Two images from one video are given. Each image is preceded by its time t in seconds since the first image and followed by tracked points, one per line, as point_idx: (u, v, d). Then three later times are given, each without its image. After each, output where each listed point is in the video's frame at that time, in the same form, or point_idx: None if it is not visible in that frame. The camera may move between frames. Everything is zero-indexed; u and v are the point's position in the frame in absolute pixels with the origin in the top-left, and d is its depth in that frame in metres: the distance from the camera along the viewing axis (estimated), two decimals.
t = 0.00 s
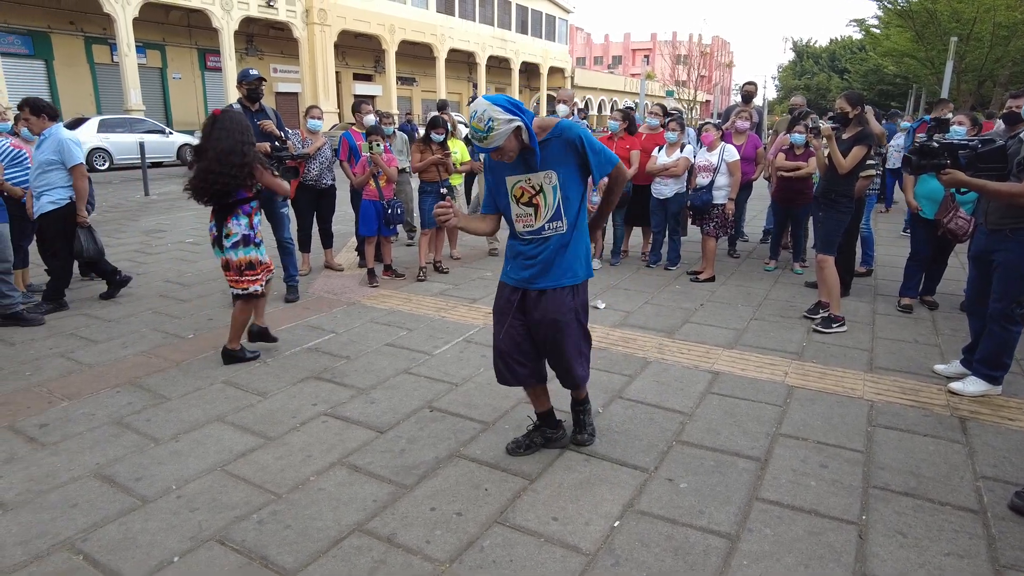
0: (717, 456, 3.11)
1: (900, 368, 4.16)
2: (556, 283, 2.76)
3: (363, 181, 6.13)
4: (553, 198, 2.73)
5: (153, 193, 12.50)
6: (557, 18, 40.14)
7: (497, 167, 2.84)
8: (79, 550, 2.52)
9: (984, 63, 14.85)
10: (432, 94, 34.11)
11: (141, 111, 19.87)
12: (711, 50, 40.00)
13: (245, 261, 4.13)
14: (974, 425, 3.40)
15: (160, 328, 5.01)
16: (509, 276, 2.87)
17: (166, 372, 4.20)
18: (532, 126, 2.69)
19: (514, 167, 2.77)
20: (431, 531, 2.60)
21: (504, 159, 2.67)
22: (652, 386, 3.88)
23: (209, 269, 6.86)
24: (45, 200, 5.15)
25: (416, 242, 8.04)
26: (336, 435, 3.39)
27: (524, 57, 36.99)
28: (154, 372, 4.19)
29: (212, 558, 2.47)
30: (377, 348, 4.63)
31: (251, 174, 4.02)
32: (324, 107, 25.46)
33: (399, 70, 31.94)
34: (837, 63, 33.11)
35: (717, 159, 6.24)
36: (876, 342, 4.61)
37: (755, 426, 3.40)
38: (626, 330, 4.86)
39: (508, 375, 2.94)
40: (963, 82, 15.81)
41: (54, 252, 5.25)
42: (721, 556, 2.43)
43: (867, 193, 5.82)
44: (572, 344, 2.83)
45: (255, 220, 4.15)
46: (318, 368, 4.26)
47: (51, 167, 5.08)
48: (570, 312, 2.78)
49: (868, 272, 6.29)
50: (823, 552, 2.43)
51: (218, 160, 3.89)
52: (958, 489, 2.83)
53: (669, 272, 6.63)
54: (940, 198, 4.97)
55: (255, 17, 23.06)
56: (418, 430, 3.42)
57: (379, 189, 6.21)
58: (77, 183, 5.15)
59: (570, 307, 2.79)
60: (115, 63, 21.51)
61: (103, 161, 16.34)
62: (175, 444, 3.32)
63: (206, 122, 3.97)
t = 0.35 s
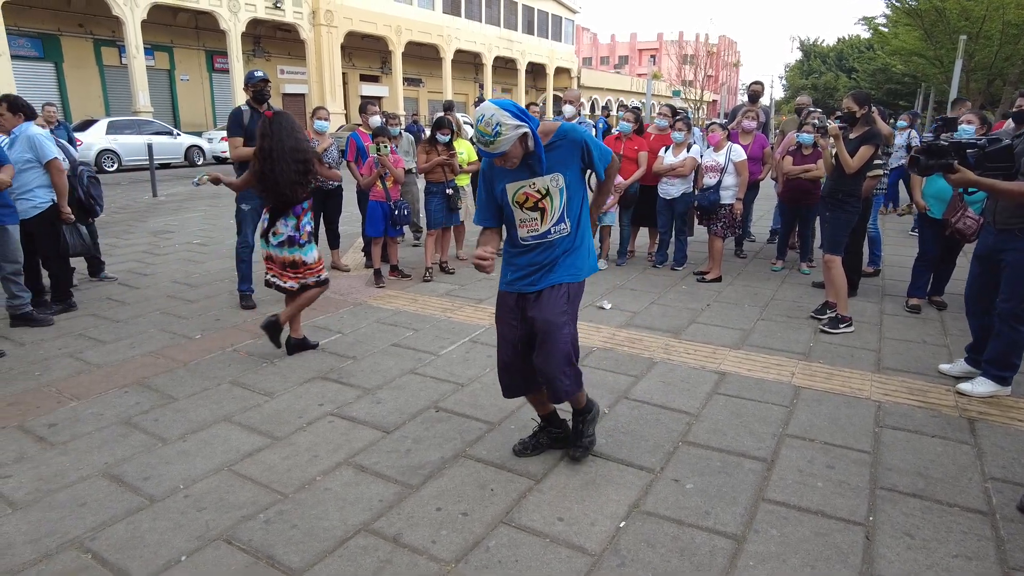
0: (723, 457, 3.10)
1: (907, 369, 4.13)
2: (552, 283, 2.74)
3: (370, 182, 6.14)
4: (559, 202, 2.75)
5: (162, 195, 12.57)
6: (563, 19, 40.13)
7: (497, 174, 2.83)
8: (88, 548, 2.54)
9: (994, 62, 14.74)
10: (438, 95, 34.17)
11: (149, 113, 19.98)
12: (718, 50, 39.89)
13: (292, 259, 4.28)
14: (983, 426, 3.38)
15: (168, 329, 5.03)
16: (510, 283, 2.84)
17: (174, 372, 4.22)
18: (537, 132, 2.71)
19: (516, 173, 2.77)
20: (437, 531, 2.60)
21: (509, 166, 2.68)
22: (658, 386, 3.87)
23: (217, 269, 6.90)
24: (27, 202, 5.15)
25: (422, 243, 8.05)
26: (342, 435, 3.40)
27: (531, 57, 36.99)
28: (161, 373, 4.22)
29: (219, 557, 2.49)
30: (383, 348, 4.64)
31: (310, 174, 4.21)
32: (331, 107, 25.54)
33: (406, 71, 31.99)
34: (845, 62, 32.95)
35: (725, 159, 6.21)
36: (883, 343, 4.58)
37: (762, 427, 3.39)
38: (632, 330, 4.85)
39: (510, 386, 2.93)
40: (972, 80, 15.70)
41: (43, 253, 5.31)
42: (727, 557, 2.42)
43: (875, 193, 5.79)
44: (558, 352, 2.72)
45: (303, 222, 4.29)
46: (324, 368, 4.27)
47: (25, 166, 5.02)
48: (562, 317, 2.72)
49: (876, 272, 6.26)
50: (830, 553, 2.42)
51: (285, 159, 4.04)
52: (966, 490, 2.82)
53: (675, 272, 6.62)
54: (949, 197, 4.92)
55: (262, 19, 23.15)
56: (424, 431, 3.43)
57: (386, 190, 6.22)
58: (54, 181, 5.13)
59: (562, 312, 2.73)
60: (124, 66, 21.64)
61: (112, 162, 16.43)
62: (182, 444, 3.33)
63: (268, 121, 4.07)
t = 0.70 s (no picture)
0: (728, 458, 3.10)
1: (912, 370, 4.12)
2: (523, 289, 2.63)
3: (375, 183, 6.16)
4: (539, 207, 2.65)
5: (167, 196, 12.60)
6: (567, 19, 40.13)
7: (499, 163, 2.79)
8: (94, 548, 2.55)
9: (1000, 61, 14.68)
10: (442, 96, 34.22)
11: (155, 114, 20.05)
12: (722, 50, 39.84)
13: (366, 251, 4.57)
14: (989, 427, 3.36)
15: (174, 329, 5.05)
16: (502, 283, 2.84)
17: (179, 372, 4.24)
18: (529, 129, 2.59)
19: (510, 166, 2.71)
20: (442, 531, 2.60)
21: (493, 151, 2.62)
22: (663, 387, 3.87)
23: (222, 270, 6.92)
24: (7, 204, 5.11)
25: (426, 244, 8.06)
26: (347, 436, 3.41)
27: (535, 57, 37.00)
28: (167, 373, 4.24)
29: (224, 557, 2.49)
30: (387, 349, 4.64)
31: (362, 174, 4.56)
32: (335, 108, 25.59)
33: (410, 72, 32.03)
34: (850, 62, 32.86)
35: (729, 159, 6.19)
36: (889, 343, 4.57)
37: (766, 428, 3.38)
38: (637, 331, 4.84)
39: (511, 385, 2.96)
40: (978, 80, 15.64)
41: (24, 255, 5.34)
42: (731, 558, 2.42)
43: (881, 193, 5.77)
44: (524, 360, 2.59)
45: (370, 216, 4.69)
46: (329, 369, 4.28)
47: None
48: (529, 323, 2.58)
49: (881, 272, 6.24)
50: (835, 555, 2.41)
51: (338, 161, 4.37)
52: (972, 492, 2.80)
53: (680, 273, 6.60)
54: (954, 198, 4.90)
55: (267, 20, 23.20)
56: (429, 431, 3.43)
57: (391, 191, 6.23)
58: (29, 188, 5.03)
59: (529, 317, 2.59)
60: (129, 67, 21.72)
61: (118, 163, 16.49)
62: (187, 445, 3.34)
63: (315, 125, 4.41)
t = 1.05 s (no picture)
0: (733, 459, 3.09)
1: (917, 371, 4.10)
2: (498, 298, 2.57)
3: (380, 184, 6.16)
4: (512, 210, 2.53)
5: (171, 197, 12.63)
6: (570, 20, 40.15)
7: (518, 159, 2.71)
8: (99, 549, 2.56)
9: (1005, 61, 14.62)
10: (446, 97, 34.24)
11: (159, 116, 20.12)
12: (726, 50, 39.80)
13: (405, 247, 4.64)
14: (996, 429, 3.35)
15: (178, 330, 5.06)
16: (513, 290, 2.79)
17: (184, 373, 4.25)
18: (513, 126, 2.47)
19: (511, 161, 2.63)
20: (446, 532, 2.60)
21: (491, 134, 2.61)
22: (667, 388, 3.86)
23: (226, 271, 6.93)
24: None
25: (430, 245, 8.06)
26: (351, 437, 3.42)
27: (538, 58, 36.99)
28: (171, 374, 4.25)
29: (228, 558, 2.50)
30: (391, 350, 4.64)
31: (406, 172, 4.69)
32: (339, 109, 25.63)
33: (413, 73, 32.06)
34: (854, 62, 32.79)
35: (733, 159, 6.18)
36: (893, 344, 4.55)
37: (771, 429, 3.37)
38: (640, 332, 4.83)
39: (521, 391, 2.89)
40: (983, 80, 15.59)
41: None
42: (736, 560, 2.41)
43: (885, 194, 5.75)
44: (498, 373, 2.54)
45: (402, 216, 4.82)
46: (333, 370, 4.29)
47: None
48: (501, 335, 2.52)
49: (886, 273, 6.22)
50: (841, 557, 2.41)
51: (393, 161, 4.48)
52: (979, 494, 2.79)
53: (684, 274, 6.59)
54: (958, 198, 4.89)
55: (271, 21, 23.26)
56: (433, 432, 3.44)
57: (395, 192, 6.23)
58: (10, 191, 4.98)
59: (502, 328, 2.53)
60: (134, 69, 21.79)
61: (122, 165, 16.54)
62: (192, 445, 3.35)
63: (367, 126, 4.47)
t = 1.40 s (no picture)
0: (738, 460, 3.09)
1: (923, 372, 4.09)
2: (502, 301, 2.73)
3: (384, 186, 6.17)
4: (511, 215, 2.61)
5: (176, 198, 12.66)
6: (573, 22, 40.17)
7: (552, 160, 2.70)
8: (106, 549, 2.57)
9: (1010, 61, 14.57)
10: (449, 98, 34.27)
11: (164, 117, 20.18)
12: (729, 51, 39.77)
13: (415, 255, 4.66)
14: (1002, 430, 3.34)
15: (183, 331, 5.08)
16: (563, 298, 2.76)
17: (189, 374, 4.26)
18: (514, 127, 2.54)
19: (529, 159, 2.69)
20: (452, 533, 2.61)
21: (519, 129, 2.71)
22: (672, 389, 3.86)
23: (230, 272, 6.95)
24: None
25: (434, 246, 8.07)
26: (356, 437, 3.42)
27: (541, 60, 37.00)
28: (177, 374, 4.26)
29: (235, 558, 2.50)
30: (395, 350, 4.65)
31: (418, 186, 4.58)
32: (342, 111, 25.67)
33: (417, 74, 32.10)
34: (858, 63, 32.74)
35: (738, 160, 6.17)
36: (898, 346, 4.54)
37: (776, 430, 3.37)
38: (645, 333, 4.83)
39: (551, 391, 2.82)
40: (988, 81, 15.54)
41: None
42: (742, 560, 2.41)
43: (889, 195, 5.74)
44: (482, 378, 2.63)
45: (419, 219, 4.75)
46: (338, 371, 4.30)
47: None
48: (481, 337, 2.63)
49: (890, 274, 6.20)
50: (847, 558, 2.40)
51: (394, 172, 4.42)
52: (985, 495, 2.78)
53: (688, 275, 6.58)
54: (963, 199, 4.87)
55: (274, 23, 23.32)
56: (438, 433, 3.44)
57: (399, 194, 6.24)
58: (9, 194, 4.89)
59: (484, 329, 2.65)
60: (138, 71, 21.87)
61: (127, 166, 16.60)
62: (197, 446, 3.36)
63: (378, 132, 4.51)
